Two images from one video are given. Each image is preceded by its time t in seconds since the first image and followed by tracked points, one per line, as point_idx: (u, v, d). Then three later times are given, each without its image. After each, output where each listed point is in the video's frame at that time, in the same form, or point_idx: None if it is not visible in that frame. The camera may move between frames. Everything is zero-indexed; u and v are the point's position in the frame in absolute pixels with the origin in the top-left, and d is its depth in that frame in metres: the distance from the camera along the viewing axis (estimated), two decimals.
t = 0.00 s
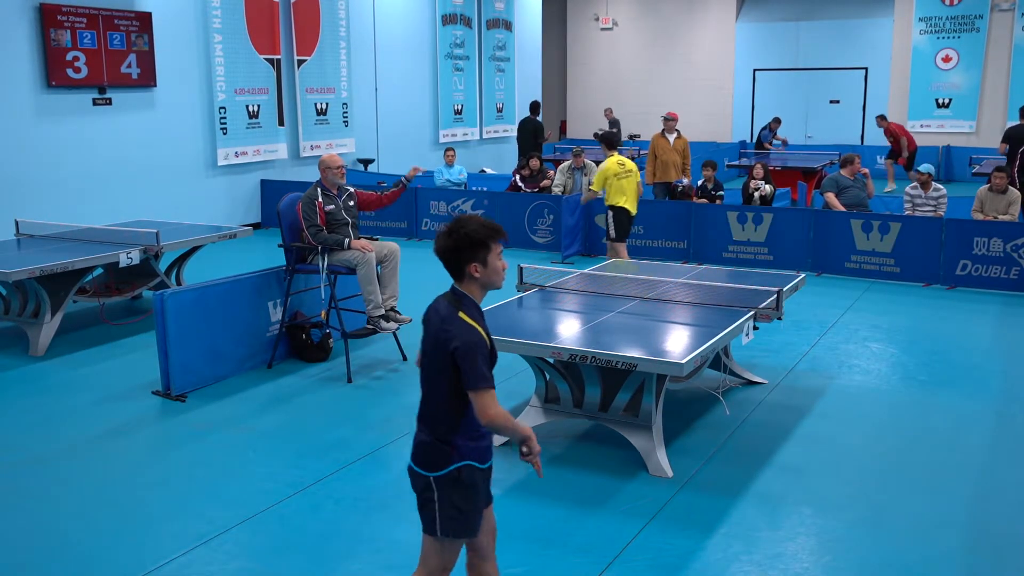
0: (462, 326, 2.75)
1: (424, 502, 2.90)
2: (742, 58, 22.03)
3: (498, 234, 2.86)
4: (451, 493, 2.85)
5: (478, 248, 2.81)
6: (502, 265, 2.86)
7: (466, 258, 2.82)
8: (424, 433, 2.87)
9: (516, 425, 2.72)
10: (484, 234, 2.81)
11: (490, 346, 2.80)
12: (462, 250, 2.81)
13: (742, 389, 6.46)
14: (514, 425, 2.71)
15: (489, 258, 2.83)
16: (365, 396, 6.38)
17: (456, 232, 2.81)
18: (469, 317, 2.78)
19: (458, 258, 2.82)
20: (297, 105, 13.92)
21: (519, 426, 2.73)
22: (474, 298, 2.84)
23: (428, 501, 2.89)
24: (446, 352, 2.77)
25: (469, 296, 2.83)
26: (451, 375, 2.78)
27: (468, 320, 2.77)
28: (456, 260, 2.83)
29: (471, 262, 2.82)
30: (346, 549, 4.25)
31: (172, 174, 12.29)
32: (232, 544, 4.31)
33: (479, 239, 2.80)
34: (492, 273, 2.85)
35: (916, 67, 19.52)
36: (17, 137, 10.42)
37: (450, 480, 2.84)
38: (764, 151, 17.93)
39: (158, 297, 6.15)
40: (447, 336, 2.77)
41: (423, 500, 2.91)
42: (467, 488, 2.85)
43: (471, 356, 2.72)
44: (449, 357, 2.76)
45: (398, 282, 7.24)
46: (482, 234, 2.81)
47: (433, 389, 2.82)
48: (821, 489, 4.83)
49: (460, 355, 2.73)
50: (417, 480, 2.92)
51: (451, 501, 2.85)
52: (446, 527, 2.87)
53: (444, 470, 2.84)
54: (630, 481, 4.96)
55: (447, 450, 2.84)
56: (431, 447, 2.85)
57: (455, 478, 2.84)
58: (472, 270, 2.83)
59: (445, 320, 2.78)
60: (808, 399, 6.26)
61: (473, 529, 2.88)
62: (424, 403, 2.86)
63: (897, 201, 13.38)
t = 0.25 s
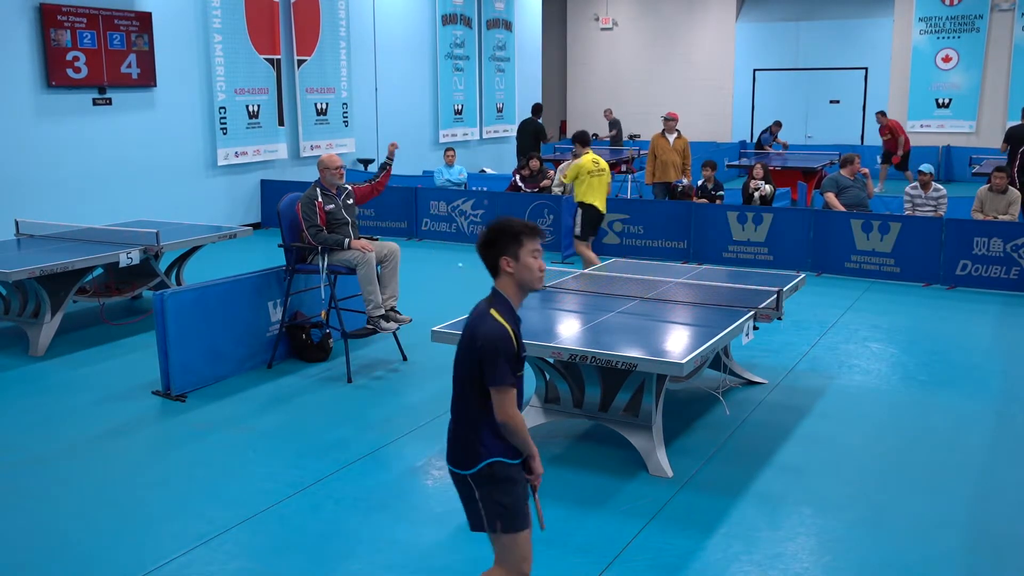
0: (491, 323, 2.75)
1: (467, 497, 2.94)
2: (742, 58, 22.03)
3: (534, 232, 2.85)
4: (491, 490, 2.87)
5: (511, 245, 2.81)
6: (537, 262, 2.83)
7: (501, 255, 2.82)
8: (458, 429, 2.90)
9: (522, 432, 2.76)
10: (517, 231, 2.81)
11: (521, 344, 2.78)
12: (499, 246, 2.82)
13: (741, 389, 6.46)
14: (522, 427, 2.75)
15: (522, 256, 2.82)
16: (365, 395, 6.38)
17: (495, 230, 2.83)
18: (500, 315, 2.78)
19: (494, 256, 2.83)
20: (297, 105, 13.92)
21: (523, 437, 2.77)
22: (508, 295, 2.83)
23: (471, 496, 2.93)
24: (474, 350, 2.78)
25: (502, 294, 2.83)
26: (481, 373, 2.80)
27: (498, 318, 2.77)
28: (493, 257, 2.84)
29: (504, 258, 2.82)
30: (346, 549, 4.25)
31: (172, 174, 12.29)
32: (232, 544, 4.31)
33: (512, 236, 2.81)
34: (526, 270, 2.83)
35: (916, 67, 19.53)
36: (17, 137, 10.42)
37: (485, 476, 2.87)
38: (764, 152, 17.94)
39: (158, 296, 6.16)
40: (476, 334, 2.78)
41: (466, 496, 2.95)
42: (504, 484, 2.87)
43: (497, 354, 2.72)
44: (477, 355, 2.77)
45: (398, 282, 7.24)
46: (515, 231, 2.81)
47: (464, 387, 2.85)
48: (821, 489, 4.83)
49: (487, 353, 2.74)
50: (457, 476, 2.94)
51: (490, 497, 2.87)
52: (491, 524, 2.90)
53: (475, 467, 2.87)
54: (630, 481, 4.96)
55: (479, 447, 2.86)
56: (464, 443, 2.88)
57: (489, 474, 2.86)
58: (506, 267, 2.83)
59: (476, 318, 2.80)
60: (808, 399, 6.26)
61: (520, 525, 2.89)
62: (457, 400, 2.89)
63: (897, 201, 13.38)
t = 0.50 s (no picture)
0: (518, 322, 2.76)
1: (471, 490, 2.97)
2: (743, 58, 22.02)
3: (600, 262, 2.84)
4: (496, 484, 2.89)
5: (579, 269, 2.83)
6: (590, 290, 2.83)
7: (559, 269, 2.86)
8: (465, 421, 2.93)
9: (531, 443, 2.73)
10: (585, 258, 2.83)
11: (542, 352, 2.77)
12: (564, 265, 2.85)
13: (741, 389, 6.46)
14: (530, 434, 2.73)
15: (581, 278, 2.84)
16: (365, 395, 6.38)
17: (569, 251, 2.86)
18: (531, 316, 2.78)
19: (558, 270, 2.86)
20: (297, 105, 13.92)
21: (528, 445, 2.74)
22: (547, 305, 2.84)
23: (477, 491, 2.94)
24: (493, 344, 2.80)
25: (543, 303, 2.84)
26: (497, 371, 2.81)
27: (528, 320, 2.77)
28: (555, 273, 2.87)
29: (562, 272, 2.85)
30: (346, 549, 4.25)
31: (172, 174, 12.29)
32: (232, 544, 4.31)
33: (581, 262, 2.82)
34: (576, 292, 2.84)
35: (916, 67, 19.54)
36: (17, 137, 10.41)
37: (489, 470, 2.89)
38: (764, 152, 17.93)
39: (158, 296, 6.15)
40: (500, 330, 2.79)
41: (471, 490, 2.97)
42: (510, 480, 2.88)
43: (517, 354, 2.73)
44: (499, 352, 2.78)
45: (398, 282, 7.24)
46: (585, 257, 2.83)
47: (476, 381, 2.87)
48: (821, 489, 4.83)
49: (505, 350, 2.75)
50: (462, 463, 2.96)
51: (494, 491, 2.89)
52: (497, 518, 2.91)
53: (477, 459, 2.90)
54: (630, 481, 4.96)
55: (484, 440, 2.89)
56: (471, 435, 2.91)
57: (494, 468, 2.89)
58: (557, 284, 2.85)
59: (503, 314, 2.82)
60: (808, 399, 6.26)
61: (529, 520, 2.88)
62: (467, 393, 2.92)
63: (897, 201, 13.38)
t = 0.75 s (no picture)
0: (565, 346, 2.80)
1: (461, 484, 2.99)
2: (742, 58, 22.01)
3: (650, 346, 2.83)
4: (492, 485, 2.93)
5: (635, 341, 2.82)
6: (631, 366, 2.82)
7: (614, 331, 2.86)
8: (471, 416, 2.93)
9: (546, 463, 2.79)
10: (644, 333, 2.82)
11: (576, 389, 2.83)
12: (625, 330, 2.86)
13: (742, 390, 6.46)
14: (551, 457, 2.78)
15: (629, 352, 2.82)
16: (365, 395, 6.38)
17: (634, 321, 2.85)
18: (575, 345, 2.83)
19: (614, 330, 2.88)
20: (297, 105, 13.93)
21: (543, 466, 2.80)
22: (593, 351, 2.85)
23: (468, 486, 2.97)
24: (530, 358, 2.83)
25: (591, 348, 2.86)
26: (528, 385, 2.84)
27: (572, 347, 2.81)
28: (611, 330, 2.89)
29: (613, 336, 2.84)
30: (346, 549, 4.25)
31: (172, 174, 12.29)
32: (232, 544, 4.31)
33: (641, 335, 2.81)
34: (620, 361, 2.83)
35: (916, 67, 19.55)
36: (17, 137, 10.41)
37: (488, 471, 2.93)
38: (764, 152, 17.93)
39: (158, 296, 6.15)
40: (545, 348, 2.81)
41: (460, 483, 3.00)
42: (507, 483, 2.94)
43: (557, 376, 2.77)
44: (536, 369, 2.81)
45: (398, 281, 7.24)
46: (643, 332, 2.82)
47: (497, 385, 2.88)
48: (821, 489, 4.83)
49: (546, 370, 2.79)
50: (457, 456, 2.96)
51: (490, 491, 2.93)
52: (488, 519, 2.96)
53: (477, 457, 2.93)
54: (630, 481, 4.96)
55: (487, 440, 2.91)
56: (475, 431, 2.92)
57: (493, 469, 2.93)
58: (609, 344, 2.84)
59: (549, 334, 2.84)
60: (808, 399, 6.26)
61: (519, 525, 2.96)
62: (480, 392, 2.92)
63: (897, 201, 13.39)
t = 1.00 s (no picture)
0: (594, 378, 2.74)
1: (461, 488, 2.92)
2: (743, 58, 22.01)
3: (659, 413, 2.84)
4: (496, 493, 2.88)
5: (649, 402, 2.80)
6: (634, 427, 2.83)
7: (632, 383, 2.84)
8: (479, 423, 2.85)
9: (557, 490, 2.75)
10: (659, 397, 2.81)
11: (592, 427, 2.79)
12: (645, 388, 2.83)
13: (742, 390, 6.46)
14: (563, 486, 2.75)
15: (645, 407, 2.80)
16: (365, 395, 6.38)
17: (653, 382, 2.83)
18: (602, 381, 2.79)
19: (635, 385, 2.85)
20: (297, 105, 13.93)
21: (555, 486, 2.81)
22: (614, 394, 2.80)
23: (470, 490, 2.91)
24: (553, 382, 2.77)
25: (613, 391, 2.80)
26: (547, 408, 2.79)
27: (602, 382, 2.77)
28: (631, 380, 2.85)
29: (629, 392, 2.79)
30: (346, 548, 4.25)
31: (172, 174, 12.29)
32: (232, 544, 4.31)
33: (657, 399, 2.80)
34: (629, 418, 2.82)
35: (916, 67, 19.56)
36: (17, 137, 10.41)
37: (492, 479, 2.87)
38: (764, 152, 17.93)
39: (158, 296, 6.15)
40: (571, 377, 2.76)
41: (460, 487, 2.93)
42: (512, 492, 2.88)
43: (580, 407, 2.73)
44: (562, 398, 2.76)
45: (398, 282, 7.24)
46: (657, 397, 2.81)
47: (513, 401, 2.81)
48: (821, 489, 4.83)
49: (569, 398, 2.75)
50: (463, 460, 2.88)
51: (493, 500, 2.87)
52: (490, 527, 2.90)
53: (483, 463, 2.86)
54: (630, 481, 4.96)
55: (495, 449, 2.85)
56: (482, 438, 2.85)
57: (499, 478, 2.87)
58: (625, 394, 2.79)
59: (576, 363, 2.77)
60: (808, 399, 6.26)
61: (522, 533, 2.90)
62: (491, 401, 2.84)
63: (897, 201, 13.39)
